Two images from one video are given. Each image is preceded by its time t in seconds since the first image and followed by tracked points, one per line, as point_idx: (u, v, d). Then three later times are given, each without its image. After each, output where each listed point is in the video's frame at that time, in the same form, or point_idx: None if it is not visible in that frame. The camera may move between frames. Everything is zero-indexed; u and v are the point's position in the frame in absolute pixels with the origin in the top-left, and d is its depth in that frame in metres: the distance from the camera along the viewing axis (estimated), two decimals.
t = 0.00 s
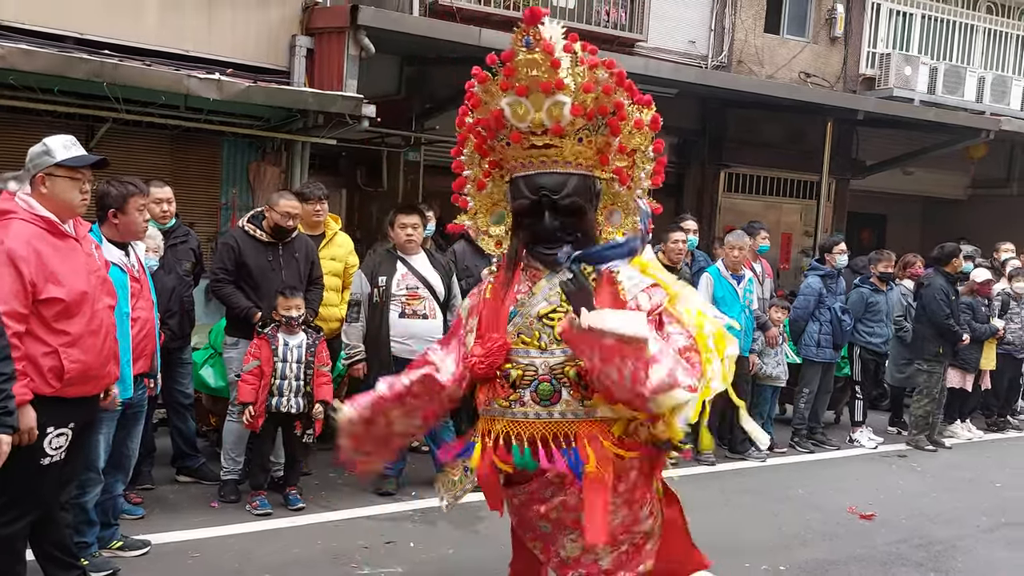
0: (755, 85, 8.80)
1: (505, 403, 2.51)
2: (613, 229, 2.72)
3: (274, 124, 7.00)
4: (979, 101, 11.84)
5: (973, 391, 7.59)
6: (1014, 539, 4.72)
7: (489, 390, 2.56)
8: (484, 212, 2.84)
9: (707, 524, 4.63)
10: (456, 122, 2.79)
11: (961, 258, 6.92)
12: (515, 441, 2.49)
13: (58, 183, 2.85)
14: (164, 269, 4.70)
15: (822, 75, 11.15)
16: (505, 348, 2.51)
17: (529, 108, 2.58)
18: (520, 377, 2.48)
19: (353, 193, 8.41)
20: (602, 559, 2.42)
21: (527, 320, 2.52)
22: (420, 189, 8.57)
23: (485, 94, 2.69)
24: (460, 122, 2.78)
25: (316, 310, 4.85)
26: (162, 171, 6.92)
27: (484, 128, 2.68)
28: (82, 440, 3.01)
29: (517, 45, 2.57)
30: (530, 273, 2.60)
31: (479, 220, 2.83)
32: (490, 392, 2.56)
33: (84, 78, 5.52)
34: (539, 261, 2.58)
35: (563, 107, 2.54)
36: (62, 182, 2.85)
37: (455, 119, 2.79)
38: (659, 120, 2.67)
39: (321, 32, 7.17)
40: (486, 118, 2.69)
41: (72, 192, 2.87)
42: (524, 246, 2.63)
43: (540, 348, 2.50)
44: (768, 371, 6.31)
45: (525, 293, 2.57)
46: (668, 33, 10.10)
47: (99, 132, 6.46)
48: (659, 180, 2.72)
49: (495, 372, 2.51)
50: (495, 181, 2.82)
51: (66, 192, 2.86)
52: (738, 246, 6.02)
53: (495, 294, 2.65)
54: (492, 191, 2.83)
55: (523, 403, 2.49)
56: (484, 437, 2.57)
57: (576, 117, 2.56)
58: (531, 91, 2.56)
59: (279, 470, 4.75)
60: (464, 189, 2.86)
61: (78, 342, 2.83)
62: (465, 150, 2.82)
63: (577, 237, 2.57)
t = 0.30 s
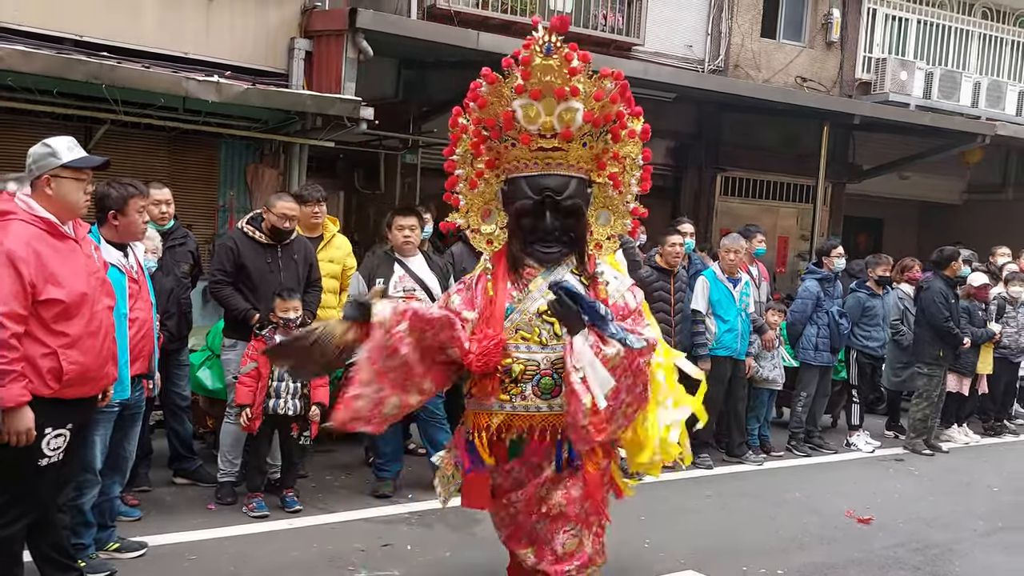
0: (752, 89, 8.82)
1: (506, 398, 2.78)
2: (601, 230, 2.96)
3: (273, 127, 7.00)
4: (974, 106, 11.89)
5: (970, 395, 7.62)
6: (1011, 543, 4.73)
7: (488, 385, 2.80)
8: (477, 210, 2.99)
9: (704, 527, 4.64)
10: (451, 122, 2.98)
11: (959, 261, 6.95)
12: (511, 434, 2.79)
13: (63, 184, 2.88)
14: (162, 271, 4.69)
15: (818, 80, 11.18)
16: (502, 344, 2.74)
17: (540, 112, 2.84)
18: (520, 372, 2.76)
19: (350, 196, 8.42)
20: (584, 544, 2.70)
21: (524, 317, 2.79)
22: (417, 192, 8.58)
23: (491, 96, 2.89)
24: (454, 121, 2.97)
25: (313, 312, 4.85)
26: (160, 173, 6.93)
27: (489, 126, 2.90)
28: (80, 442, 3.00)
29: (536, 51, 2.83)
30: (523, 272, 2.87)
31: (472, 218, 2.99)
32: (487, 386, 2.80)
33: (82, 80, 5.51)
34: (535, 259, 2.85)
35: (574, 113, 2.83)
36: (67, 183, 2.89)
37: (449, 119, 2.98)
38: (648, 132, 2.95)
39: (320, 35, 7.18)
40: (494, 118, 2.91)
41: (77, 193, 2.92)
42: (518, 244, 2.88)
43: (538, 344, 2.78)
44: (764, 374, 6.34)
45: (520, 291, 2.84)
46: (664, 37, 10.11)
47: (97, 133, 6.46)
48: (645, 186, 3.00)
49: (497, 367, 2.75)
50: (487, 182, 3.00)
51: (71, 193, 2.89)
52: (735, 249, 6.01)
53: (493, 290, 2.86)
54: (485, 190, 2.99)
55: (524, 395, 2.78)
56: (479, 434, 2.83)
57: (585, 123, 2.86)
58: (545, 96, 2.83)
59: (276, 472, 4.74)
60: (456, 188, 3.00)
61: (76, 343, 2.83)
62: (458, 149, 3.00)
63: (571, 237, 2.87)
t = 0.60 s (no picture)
0: (751, 94, 8.83)
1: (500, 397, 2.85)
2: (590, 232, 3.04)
3: (271, 129, 7.01)
4: (972, 112, 11.94)
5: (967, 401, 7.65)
6: (1007, 549, 4.74)
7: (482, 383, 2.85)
8: (471, 211, 3.01)
9: (701, 532, 4.65)
10: (445, 125, 3.02)
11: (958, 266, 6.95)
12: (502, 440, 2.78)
13: (62, 185, 2.88)
14: (159, 273, 4.69)
15: (816, 85, 11.22)
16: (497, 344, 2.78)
17: (537, 115, 2.89)
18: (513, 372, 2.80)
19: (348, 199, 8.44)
20: (564, 540, 2.81)
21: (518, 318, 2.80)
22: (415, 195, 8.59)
23: (490, 97, 2.95)
24: (448, 125, 3.01)
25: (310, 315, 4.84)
26: (158, 174, 6.93)
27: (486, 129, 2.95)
28: (76, 443, 3.01)
29: (535, 55, 2.90)
30: (517, 271, 2.86)
31: (466, 221, 3.01)
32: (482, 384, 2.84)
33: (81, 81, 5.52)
34: (528, 260, 2.87)
35: (572, 115, 2.88)
36: (66, 184, 2.89)
37: (444, 122, 3.02)
38: (638, 138, 3.06)
39: (319, 38, 7.19)
40: (492, 121, 2.96)
41: (75, 194, 2.92)
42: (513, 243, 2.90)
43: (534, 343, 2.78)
44: (760, 379, 6.35)
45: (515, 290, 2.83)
46: (662, 41, 10.14)
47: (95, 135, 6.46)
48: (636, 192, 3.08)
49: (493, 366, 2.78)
50: (483, 185, 3.04)
51: (69, 194, 2.90)
52: (732, 253, 6.01)
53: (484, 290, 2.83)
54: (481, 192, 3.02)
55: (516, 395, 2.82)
56: (468, 433, 2.90)
57: (581, 126, 2.92)
58: (543, 98, 2.88)
59: (271, 475, 4.74)
60: (451, 191, 3.02)
61: (73, 344, 2.83)
62: (453, 152, 3.01)
63: (565, 239, 2.91)
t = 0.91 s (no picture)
0: (750, 98, 8.83)
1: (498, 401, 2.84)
2: (587, 233, 3.03)
3: (271, 131, 7.00)
4: (971, 117, 11.96)
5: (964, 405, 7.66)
6: (1005, 554, 4.74)
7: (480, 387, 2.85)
8: (467, 217, 3.04)
9: (698, 535, 4.65)
10: (438, 132, 3.04)
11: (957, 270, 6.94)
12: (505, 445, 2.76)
13: (61, 185, 2.88)
14: (158, 274, 4.69)
15: (816, 90, 11.23)
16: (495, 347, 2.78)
17: (527, 119, 2.90)
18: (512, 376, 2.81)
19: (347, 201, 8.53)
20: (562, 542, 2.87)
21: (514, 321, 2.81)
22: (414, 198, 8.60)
23: (481, 103, 2.97)
24: (441, 132, 3.03)
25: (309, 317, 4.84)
26: (157, 175, 6.93)
27: (477, 135, 2.97)
28: (73, 444, 3.01)
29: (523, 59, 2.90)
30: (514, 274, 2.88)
31: (461, 226, 3.03)
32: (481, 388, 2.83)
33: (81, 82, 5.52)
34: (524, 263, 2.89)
35: (561, 119, 2.89)
36: (64, 184, 2.89)
37: (436, 129, 3.04)
38: (631, 139, 3.05)
39: (319, 40, 7.20)
40: (483, 126, 2.98)
41: (73, 194, 2.92)
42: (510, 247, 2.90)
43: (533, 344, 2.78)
44: (759, 383, 6.35)
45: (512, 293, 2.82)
46: (662, 45, 10.14)
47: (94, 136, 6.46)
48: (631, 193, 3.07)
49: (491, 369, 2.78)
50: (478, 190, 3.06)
51: (68, 194, 2.90)
52: (731, 258, 6.01)
53: (481, 295, 2.86)
54: (475, 198, 3.05)
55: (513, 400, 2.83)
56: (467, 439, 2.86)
57: (572, 129, 2.93)
58: (532, 102, 2.90)
59: (269, 477, 4.74)
60: (446, 198, 3.04)
61: (70, 344, 2.82)
62: (447, 159, 3.04)
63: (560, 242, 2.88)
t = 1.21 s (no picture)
0: (752, 101, 8.82)
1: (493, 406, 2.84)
2: (586, 237, 3.02)
3: (271, 133, 7.02)
4: (972, 121, 11.96)
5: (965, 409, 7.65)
6: (1004, 558, 4.74)
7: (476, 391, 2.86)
8: (466, 220, 3.05)
9: (697, 539, 4.64)
10: (438, 134, 3.03)
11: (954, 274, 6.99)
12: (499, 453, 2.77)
13: (61, 186, 2.89)
14: (158, 275, 4.69)
15: (817, 93, 11.24)
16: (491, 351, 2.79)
17: (525, 122, 2.89)
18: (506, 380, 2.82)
19: (348, 203, 8.53)
20: (566, 548, 2.86)
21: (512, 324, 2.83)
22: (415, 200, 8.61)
23: (479, 106, 2.96)
24: (440, 134, 3.03)
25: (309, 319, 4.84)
26: (158, 177, 6.94)
27: (476, 138, 2.96)
28: (73, 444, 3.01)
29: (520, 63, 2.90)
30: (512, 278, 2.92)
31: (461, 229, 3.04)
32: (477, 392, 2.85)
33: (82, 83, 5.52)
34: (522, 266, 2.90)
35: (559, 122, 2.88)
36: (65, 185, 2.90)
37: (436, 132, 3.04)
38: (632, 141, 3.01)
39: (320, 42, 7.22)
40: (482, 129, 2.97)
41: (74, 195, 2.93)
42: (507, 251, 2.93)
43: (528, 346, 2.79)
44: (759, 387, 6.34)
45: (511, 297, 2.87)
46: (663, 48, 10.16)
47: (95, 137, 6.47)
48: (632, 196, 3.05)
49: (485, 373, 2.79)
50: (477, 193, 3.06)
51: (68, 195, 2.91)
52: (731, 261, 6.01)
53: (479, 298, 2.88)
54: (475, 201, 3.05)
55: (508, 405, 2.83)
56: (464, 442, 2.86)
57: (569, 132, 2.92)
58: (530, 105, 2.89)
59: (268, 479, 4.74)
60: (445, 200, 3.05)
61: (70, 344, 2.83)
62: (446, 161, 3.05)
63: (557, 246, 2.93)
